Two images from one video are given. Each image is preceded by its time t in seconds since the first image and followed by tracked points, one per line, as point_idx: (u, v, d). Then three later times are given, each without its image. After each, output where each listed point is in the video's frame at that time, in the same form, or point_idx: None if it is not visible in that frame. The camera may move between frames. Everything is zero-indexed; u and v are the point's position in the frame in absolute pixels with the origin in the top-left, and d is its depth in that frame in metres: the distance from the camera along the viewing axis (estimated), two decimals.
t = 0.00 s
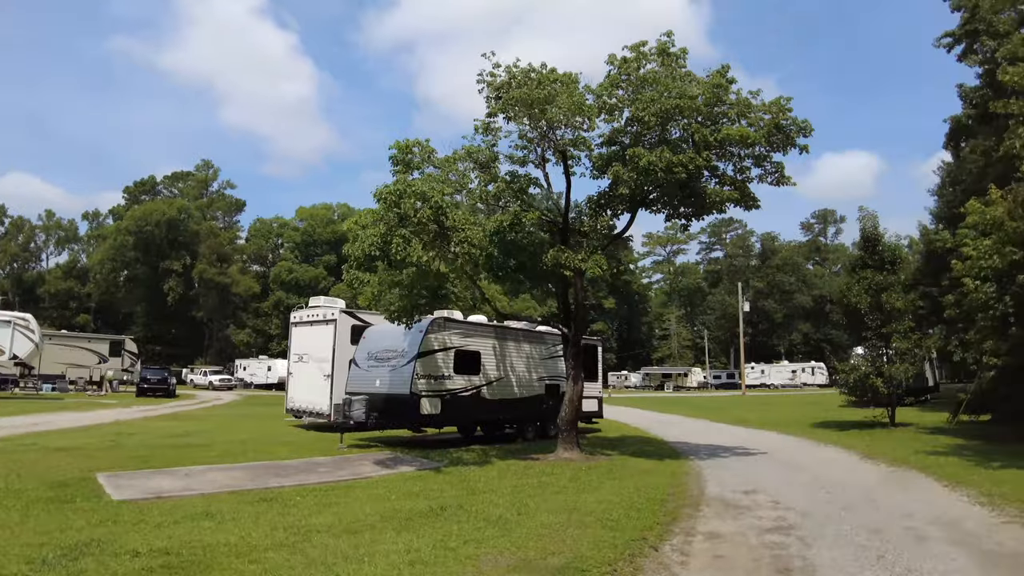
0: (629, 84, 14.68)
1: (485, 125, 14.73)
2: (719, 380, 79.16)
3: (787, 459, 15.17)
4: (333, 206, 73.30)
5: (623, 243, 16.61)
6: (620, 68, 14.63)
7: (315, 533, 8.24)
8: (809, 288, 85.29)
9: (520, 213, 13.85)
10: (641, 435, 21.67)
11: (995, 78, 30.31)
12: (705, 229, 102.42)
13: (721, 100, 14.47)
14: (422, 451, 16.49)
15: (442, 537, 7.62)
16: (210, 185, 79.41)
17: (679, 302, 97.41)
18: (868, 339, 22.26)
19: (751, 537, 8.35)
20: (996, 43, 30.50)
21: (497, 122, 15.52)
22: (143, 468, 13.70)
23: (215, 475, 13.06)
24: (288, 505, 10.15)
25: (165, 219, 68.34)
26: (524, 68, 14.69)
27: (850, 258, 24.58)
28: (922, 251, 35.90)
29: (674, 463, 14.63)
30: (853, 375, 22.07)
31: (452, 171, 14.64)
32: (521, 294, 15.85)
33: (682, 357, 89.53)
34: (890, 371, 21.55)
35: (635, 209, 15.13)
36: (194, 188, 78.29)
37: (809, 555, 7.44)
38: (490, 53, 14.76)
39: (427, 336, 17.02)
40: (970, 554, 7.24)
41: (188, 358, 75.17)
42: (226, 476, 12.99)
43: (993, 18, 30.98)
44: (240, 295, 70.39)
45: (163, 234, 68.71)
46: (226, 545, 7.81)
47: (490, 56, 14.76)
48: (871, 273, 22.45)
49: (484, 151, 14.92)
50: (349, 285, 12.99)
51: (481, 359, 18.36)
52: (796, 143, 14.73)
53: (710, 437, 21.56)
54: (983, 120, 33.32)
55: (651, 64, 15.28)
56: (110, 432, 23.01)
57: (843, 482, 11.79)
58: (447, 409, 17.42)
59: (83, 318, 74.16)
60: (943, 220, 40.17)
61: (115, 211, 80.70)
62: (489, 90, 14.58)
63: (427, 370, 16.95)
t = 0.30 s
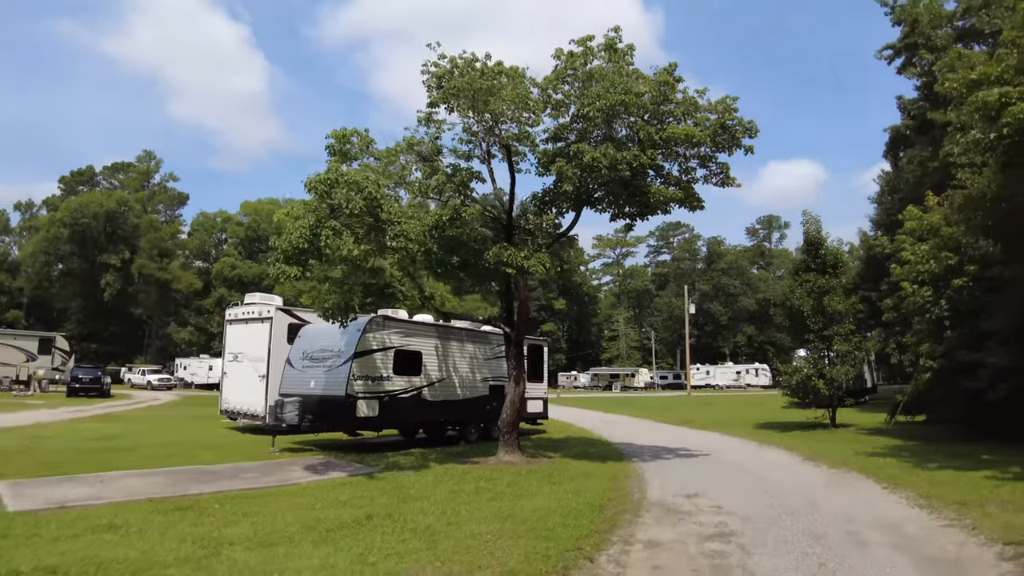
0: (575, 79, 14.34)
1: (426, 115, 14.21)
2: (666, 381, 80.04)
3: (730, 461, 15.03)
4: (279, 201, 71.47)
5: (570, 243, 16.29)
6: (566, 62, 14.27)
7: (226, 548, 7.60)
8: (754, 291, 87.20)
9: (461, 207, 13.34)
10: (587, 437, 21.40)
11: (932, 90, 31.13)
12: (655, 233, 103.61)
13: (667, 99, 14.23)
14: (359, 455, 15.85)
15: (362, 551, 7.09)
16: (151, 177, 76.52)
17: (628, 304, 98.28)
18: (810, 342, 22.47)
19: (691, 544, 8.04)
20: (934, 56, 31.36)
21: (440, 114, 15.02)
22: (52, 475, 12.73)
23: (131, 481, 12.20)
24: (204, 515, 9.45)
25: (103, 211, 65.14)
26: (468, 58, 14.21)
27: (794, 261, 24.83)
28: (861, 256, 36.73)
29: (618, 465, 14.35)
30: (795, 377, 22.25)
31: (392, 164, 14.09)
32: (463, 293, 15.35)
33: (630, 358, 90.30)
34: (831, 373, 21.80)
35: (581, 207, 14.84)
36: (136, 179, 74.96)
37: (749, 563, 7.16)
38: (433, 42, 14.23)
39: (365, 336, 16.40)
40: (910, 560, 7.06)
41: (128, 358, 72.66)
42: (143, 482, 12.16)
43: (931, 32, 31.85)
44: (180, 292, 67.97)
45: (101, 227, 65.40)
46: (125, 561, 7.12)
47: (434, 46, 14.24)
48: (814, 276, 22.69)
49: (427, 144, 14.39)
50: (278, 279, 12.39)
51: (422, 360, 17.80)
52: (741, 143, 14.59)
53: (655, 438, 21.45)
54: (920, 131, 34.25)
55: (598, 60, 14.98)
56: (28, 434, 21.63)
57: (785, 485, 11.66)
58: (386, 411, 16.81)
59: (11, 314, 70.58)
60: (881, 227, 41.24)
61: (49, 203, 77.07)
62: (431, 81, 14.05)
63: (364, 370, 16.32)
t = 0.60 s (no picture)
0: (537, 70, 13.93)
1: (383, 103, 13.72)
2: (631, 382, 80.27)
3: (692, 463, 14.75)
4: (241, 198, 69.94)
5: (533, 239, 15.86)
6: (528, 53, 13.86)
7: (148, 560, 6.98)
8: (717, 294, 88.32)
9: (416, 198, 12.68)
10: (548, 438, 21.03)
11: (893, 96, 31.46)
12: (621, 235, 104.04)
13: (631, 94, 13.91)
14: (310, 458, 15.22)
15: (296, 563, 6.55)
16: (108, 171, 74.31)
17: (594, 305, 98.44)
18: (773, 343, 22.41)
19: (650, 550, 7.67)
20: (895, 63, 31.75)
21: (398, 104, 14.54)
22: None
23: (61, 485, 11.44)
24: (132, 522, 8.78)
25: (57, 204, 63.08)
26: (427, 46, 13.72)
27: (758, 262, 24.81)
28: (823, 259, 37.06)
29: (578, 467, 13.97)
30: (758, 378, 22.18)
31: (347, 154, 13.54)
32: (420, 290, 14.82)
33: (595, 359, 90.47)
34: (793, 374, 21.77)
35: (543, 203, 14.48)
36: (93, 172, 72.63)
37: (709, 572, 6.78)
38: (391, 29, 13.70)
39: (317, 333, 15.82)
40: (876, 567, 6.75)
41: (82, 356, 70.44)
42: (73, 486, 11.40)
43: (893, 39, 32.23)
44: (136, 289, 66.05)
45: (54, 220, 63.30)
46: None
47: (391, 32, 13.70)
48: (777, 277, 22.65)
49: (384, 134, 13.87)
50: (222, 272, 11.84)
51: (378, 359, 17.24)
52: (706, 140, 14.31)
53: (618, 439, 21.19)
54: (881, 137, 34.71)
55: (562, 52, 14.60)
56: None
57: (747, 488, 11.37)
58: (339, 412, 16.21)
59: None
60: (843, 231, 41.73)
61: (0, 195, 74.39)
62: (388, 69, 13.53)
63: (316, 370, 15.72)
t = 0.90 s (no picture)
0: (502, 60, 13.46)
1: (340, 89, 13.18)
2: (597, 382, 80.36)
3: (657, 465, 14.42)
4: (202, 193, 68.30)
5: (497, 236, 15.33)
6: (494, 42, 13.39)
7: None
8: (682, 296, 89.06)
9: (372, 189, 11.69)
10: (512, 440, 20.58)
11: (858, 101, 31.75)
12: (589, 236, 104.23)
13: (598, 88, 13.55)
14: (261, 462, 14.54)
15: None
16: (64, 163, 71.99)
17: (562, 306, 98.42)
18: (738, 344, 22.26)
19: (612, 561, 7.26)
20: (860, 69, 32.06)
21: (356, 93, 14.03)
22: None
23: None
24: (54, 535, 8.08)
25: (10, 197, 61.55)
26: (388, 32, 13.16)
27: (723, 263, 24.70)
28: (788, 262, 37.28)
29: (540, 471, 13.53)
30: (723, 379, 22.02)
31: (302, 144, 12.93)
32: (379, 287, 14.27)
33: (562, 360, 90.47)
34: (758, 376, 21.64)
35: (506, 198, 14.01)
36: (47, 164, 70.35)
37: None
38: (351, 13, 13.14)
39: (269, 332, 15.23)
40: None
41: (34, 354, 68.18)
42: None
43: (858, 45, 32.55)
44: (92, 285, 64.02)
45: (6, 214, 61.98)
46: None
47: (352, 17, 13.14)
48: (742, 278, 22.52)
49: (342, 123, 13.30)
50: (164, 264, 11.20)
51: (335, 359, 16.63)
52: (673, 136, 13.93)
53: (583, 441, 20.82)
54: (845, 142, 35.04)
55: (528, 43, 14.18)
56: None
57: (713, 492, 11.04)
58: (292, 414, 15.59)
59: None
60: (807, 235, 42.08)
61: None
62: (347, 55, 12.95)
63: (268, 370, 15.14)
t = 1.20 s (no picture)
0: (463, 46, 12.95)
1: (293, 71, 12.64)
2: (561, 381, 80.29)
3: (617, 466, 14.09)
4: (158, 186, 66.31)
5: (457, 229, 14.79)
6: (455, 27, 12.88)
7: None
8: (646, 297, 89.59)
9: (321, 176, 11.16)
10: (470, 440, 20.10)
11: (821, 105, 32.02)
12: (554, 236, 104.25)
13: (561, 79, 13.15)
14: (205, 464, 13.84)
15: None
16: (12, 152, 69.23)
17: (526, 306, 98.19)
18: (700, 343, 22.12)
19: (569, 569, 6.84)
20: (824, 73, 32.34)
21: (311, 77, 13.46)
22: None
23: None
24: None
25: None
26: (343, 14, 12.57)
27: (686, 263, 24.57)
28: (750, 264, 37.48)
29: (497, 473, 13.11)
30: (684, 379, 21.86)
31: (250, 128, 12.27)
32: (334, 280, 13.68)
33: (526, 359, 90.25)
34: (719, 375, 21.51)
35: (466, 191, 13.50)
36: None
37: None
38: None
39: (215, 327, 14.58)
40: None
41: None
42: None
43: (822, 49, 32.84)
44: (39, 280, 61.65)
45: None
46: None
47: None
48: (705, 278, 22.37)
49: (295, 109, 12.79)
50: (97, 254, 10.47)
51: (285, 357, 15.99)
52: (637, 131, 13.51)
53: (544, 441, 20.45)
54: (807, 146, 35.35)
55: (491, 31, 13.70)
56: None
57: (674, 495, 10.72)
58: (239, 414, 14.94)
59: None
60: (769, 237, 42.45)
61: None
62: (301, 37, 12.40)
63: (213, 368, 14.49)
